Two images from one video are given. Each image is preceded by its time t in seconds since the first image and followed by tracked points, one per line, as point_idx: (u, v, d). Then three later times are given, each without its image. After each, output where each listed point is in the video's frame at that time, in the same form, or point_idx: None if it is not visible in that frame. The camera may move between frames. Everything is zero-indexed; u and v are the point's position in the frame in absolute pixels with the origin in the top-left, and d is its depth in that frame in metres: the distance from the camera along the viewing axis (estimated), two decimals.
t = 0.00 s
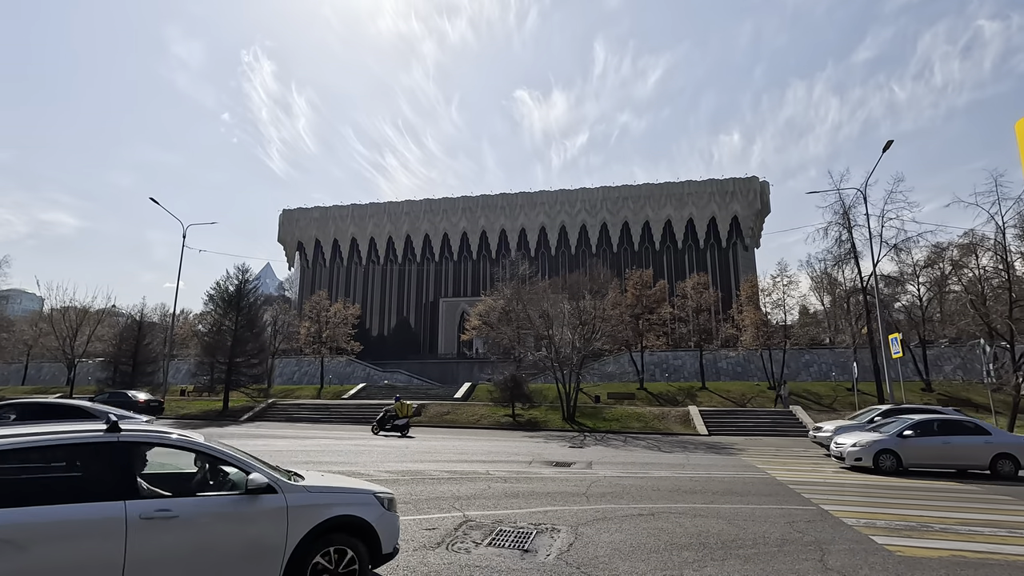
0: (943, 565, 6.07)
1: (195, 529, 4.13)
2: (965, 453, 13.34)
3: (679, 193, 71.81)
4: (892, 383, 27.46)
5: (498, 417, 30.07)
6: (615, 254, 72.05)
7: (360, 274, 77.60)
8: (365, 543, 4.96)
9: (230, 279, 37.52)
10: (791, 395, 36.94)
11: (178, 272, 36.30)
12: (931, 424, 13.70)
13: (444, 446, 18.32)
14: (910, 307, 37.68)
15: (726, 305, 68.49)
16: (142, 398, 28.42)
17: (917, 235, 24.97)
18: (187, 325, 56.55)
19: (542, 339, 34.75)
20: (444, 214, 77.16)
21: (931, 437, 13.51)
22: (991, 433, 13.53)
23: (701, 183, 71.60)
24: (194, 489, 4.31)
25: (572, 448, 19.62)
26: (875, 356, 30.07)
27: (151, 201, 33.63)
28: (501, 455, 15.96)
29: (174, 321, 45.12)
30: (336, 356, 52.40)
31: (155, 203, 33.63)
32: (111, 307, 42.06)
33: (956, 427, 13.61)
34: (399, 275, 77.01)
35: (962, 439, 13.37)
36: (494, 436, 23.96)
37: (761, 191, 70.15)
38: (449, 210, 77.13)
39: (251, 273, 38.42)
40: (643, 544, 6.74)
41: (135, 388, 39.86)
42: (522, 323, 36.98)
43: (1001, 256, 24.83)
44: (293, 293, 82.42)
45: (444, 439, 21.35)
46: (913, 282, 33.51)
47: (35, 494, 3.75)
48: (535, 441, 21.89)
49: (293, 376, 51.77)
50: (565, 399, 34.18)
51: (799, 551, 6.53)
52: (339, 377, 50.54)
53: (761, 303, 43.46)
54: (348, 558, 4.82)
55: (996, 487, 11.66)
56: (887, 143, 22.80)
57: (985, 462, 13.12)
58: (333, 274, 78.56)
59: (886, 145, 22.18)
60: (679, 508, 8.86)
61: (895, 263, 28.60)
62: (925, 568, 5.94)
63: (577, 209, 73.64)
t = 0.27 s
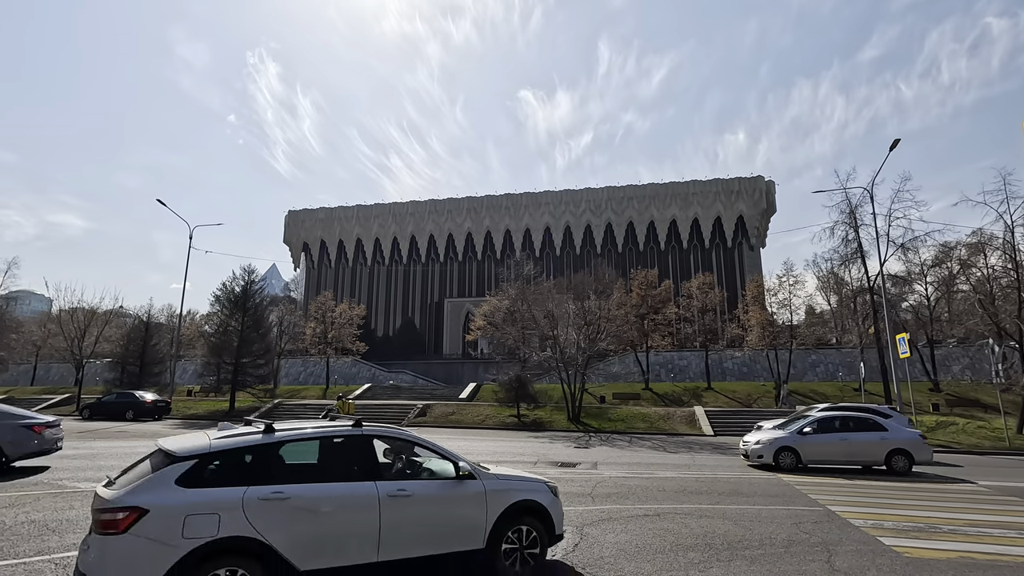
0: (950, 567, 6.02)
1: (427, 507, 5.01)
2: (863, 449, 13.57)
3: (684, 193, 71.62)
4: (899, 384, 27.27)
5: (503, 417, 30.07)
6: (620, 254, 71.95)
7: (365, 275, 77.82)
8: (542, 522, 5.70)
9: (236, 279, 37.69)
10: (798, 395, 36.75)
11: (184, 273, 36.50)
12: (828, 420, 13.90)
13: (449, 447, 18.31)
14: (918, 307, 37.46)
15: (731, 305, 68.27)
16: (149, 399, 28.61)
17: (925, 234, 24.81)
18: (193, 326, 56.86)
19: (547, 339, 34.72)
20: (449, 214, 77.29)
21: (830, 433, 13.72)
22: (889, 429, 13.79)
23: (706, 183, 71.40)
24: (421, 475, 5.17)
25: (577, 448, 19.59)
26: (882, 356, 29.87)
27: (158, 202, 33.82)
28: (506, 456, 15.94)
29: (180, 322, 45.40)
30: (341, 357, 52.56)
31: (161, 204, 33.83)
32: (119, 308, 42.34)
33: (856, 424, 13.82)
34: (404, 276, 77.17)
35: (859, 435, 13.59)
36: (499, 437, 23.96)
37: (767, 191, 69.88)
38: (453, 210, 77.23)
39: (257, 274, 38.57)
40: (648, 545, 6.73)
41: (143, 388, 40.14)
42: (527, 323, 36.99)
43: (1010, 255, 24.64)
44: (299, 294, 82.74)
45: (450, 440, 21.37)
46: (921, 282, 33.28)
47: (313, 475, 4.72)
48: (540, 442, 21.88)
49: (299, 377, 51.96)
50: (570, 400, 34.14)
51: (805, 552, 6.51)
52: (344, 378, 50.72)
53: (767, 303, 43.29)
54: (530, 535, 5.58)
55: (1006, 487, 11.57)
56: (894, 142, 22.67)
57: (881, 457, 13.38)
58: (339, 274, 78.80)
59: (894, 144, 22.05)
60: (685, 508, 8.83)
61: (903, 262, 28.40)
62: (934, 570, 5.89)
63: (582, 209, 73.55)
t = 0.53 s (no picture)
0: (959, 568, 5.99)
1: (597, 494, 5.82)
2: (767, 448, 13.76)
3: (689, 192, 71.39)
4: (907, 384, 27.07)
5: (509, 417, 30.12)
6: (625, 254, 71.82)
7: (370, 276, 77.99)
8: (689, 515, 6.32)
9: (243, 280, 37.86)
10: (805, 395, 36.54)
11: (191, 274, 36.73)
12: (737, 419, 14.11)
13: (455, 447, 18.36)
14: (927, 306, 37.21)
15: (738, 304, 67.96)
16: (156, 399, 28.81)
17: (933, 233, 24.64)
18: (200, 326, 57.17)
19: (552, 339, 34.69)
20: (454, 215, 77.37)
21: (738, 432, 13.93)
22: (795, 426, 13.95)
23: (711, 183, 71.15)
24: (589, 466, 5.98)
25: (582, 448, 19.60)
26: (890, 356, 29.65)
27: (165, 204, 34.05)
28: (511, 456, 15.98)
29: (187, 323, 45.65)
30: (347, 357, 52.71)
31: (169, 206, 34.06)
32: (126, 309, 42.65)
33: (763, 422, 14.01)
34: (409, 276, 77.30)
35: (766, 433, 13.80)
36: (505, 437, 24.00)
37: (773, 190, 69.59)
38: (458, 211, 77.30)
39: (263, 275, 38.72)
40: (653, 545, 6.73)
41: (150, 388, 40.35)
42: (532, 323, 37.00)
43: (1019, 254, 24.42)
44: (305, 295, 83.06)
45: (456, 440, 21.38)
46: (929, 281, 33.02)
47: (505, 463, 5.60)
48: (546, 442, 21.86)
49: (305, 377, 52.14)
50: (575, 400, 34.10)
51: (812, 553, 6.47)
52: (350, 378, 50.78)
53: (773, 303, 43.09)
54: (680, 525, 6.23)
55: (1015, 488, 11.49)
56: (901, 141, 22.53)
57: (786, 453, 13.57)
58: (344, 275, 79.04)
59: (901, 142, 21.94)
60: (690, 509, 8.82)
61: (910, 261, 28.18)
62: (941, 571, 5.87)
63: (587, 209, 73.47)
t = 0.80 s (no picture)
0: (969, 569, 5.93)
1: (746, 489, 5.98)
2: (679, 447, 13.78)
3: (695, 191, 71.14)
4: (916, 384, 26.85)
5: (515, 417, 30.12)
6: (631, 254, 71.68)
7: (376, 276, 78.21)
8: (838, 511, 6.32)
9: (249, 281, 38.09)
10: (812, 395, 36.35)
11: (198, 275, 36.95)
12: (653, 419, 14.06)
13: (461, 447, 18.38)
14: (935, 306, 36.91)
15: (744, 304, 67.65)
16: (164, 399, 29.02)
17: (941, 232, 24.42)
18: (207, 327, 57.53)
19: (558, 339, 34.66)
20: (459, 215, 77.46)
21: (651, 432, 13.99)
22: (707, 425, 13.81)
23: (717, 182, 70.85)
24: (737, 462, 6.19)
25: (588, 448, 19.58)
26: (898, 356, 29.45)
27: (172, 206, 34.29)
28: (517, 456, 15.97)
29: (195, 324, 45.94)
30: (353, 358, 52.89)
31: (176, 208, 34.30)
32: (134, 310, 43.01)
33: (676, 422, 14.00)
34: (414, 277, 77.46)
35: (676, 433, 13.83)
36: (511, 436, 24.02)
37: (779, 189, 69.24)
38: (463, 211, 77.38)
39: (269, 276, 38.92)
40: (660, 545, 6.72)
41: (158, 389, 40.61)
42: (538, 324, 36.99)
43: None
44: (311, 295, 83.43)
45: (462, 439, 21.42)
46: (937, 280, 32.74)
47: (661, 459, 5.91)
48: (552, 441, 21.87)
49: (311, 377, 52.36)
50: (581, 400, 34.06)
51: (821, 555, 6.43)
52: (356, 378, 50.90)
53: (780, 303, 42.88)
54: (829, 522, 6.25)
55: None
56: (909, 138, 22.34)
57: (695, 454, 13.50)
58: (350, 275, 79.31)
59: (908, 140, 21.75)
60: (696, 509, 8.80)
61: (918, 260, 27.94)
62: (951, 572, 5.81)
63: (592, 209, 73.35)
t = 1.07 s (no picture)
0: (981, 570, 5.86)
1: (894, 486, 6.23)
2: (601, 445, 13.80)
3: (701, 190, 70.87)
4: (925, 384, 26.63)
5: (521, 417, 30.12)
6: (636, 254, 71.55)
7: (382, 276, 78.40)
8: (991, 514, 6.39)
9: (256, 281, 38.32)
10: (820, 395, 36.12)
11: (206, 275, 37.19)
12: (578, 417, 14.18)
13: (467, 447, 18.40)
14: (945, 305, 36.59)
15: (751, 303, 67.36)
16: (173, 399, 29.22)
17: (950, 230, 24.22)
18: (215, 328, 57.89)
19: (563, 339, 34.60)
20: (464, 215, 77.52)
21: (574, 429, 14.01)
22: (628, 424, 13.91)
23: (724, 181, 70.58)
24: (883, 461, 6.43)
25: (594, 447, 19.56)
26: (906, 355, 29.23)
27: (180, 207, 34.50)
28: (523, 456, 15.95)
29: (202, 324, 46.22)
30: (359, 358, 53.08)
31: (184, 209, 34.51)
32: (143, 311, 43.34)
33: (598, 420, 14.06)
34: (420, 277, 77.58)
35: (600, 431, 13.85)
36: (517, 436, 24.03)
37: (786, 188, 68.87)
38: (469, 211, 77.44)
39: (276, 277, 39.13)
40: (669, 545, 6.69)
41: (166, 389, 40.87)
42: (543, 324, 36.97)
43: None
44: (318, 295, 83.79)
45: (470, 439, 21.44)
46: (946, 279, 32.45)
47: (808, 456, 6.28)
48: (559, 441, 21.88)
49: (318, 377, 52.58)
50: (587, 400, 33.98)
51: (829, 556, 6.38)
52: (363, 378, 51.05)
53: (787, 302, 42.66)
54: (981, 522, 6.36)
55: None
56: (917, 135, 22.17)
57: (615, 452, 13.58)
58: (356, 276, 79.59)
59: (917, 138, 21.59)
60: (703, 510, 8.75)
61: (927, 259, 27.71)
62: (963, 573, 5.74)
63: (597, 208, 73.26)
